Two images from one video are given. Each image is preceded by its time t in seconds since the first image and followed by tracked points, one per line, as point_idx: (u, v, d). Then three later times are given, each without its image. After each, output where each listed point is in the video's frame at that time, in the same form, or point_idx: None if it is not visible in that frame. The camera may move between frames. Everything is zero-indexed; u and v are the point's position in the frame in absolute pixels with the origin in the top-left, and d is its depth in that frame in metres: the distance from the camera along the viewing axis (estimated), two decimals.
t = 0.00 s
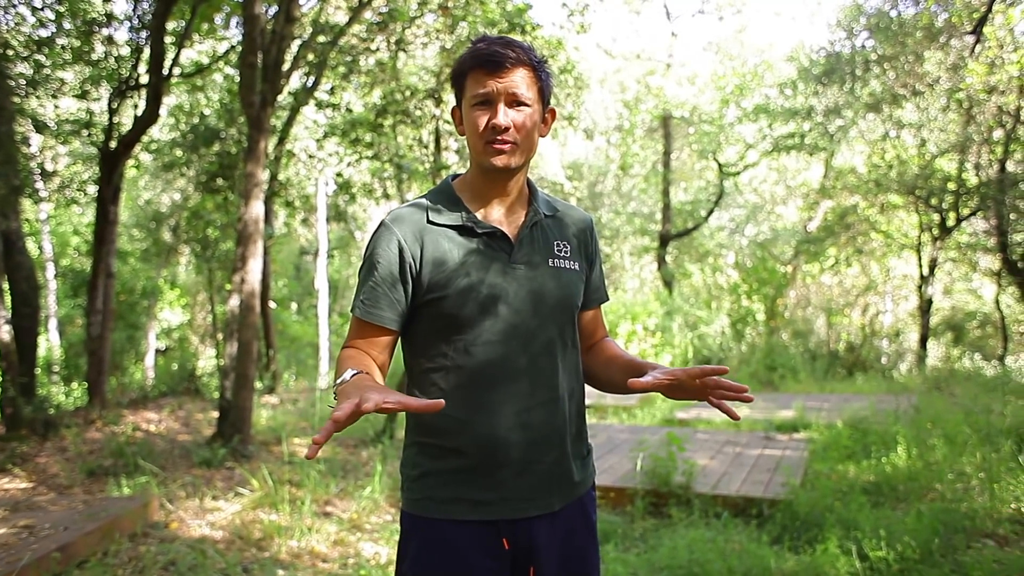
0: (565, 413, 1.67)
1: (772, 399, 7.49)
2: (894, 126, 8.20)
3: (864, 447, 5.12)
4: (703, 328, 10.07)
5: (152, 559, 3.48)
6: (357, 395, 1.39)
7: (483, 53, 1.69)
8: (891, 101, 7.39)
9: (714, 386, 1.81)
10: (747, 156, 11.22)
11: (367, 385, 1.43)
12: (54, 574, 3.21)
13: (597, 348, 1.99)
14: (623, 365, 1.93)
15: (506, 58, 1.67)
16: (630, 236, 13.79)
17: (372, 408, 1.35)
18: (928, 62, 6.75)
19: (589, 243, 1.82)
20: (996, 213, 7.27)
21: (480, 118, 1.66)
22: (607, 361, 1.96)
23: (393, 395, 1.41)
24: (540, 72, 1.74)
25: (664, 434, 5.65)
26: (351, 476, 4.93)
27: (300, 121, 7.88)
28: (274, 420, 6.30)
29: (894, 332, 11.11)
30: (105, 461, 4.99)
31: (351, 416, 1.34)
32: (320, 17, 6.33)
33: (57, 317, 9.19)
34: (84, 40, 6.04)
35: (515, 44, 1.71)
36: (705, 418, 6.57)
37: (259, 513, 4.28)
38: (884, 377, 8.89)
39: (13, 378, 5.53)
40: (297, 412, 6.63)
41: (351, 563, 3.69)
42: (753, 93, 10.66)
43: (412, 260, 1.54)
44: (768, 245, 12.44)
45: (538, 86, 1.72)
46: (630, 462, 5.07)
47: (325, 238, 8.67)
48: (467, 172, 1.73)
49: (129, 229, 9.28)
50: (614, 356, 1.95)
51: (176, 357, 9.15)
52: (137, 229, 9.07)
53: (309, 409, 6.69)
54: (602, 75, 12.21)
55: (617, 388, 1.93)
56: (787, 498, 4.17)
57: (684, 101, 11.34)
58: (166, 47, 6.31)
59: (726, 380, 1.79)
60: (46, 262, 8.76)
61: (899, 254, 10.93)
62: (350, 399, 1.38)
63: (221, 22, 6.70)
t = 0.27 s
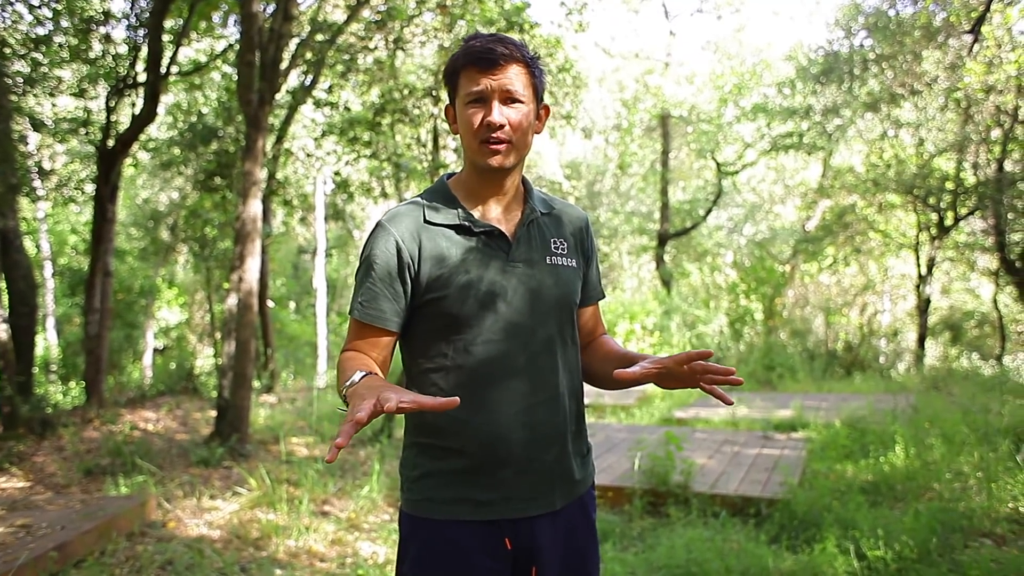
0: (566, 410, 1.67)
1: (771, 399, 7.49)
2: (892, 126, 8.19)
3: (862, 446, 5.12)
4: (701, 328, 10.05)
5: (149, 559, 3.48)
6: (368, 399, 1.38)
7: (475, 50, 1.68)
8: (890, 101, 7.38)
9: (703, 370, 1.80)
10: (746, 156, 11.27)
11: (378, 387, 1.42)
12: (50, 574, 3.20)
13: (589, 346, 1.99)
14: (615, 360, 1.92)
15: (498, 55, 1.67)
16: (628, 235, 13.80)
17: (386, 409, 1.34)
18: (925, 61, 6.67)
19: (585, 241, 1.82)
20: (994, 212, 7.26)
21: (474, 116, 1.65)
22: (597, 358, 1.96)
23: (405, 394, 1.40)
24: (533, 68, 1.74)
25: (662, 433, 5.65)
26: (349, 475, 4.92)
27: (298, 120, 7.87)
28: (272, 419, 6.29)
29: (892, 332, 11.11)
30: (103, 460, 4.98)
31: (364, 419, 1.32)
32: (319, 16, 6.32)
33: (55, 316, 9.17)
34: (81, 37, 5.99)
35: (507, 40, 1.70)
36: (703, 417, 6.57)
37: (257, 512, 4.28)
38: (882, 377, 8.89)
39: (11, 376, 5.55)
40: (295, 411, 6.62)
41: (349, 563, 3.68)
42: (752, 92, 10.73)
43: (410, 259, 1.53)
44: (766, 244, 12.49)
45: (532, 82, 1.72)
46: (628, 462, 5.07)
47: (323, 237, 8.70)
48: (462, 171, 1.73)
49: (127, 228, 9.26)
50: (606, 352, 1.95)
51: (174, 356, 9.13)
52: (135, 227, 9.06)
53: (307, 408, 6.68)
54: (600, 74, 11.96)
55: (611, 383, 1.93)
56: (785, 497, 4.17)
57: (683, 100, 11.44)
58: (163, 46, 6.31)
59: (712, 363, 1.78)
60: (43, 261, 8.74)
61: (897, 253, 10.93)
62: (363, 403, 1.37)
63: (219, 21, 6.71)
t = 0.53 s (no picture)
0: (562, 412, 1.67)
1: (767, 401, 7.49)
2: (889, 129, 8.20)
3: (858, 448, 5.13)
4: (698, 330, 10.05)
5: (144, 559, 3.47)
6: (366, 399, 1.38)
7: (472, 51, 1.68)
8: (887, 104, 7.41)
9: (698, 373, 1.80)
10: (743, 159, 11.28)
11: (373, 387, 1.42)
12: (45, 574, 3.19)
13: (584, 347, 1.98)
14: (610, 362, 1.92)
15: (495, 56, 1.67)
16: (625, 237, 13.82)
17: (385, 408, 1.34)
18: (924, 66, 6.73)
19: (580, 243, 1.82)
20: (991, 216, 7.28)
21: (472, 117, 1.65)
22: (592, 360, 1.95)
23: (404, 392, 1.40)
24: (529, 70, 1.74)
25: (658, 435, 5.65)
26: (345, 476, 4.92)
27: (295, 120, 7.87)
28: (269, 419, 6.28)
29: (888, 335, 11.14)
30: (98, 461, 4.97)
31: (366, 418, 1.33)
32: (317, 16, 6.32)
33: (50, 316, 9.15)
34: (78, 37, 5.98)
35: (503, 41, 1.71)
36: (700, 419, 6.57)
37: (253, 513, 4.27)
38: (878, 379, 8.90)
39: (6, 375, 5.53)
40: (291, 412, 6.61)
41: (344, 564, 3.68)
42: (749, 94, 10.72)
43: (406, 260, 1.53)
44: (763, 246, 12.57)
45: (528, 83, 1.72)
46: (624, 463, 5.07)
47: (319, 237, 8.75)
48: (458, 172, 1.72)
49: (124, 227, 9.24)
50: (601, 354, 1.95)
51: (170, 357, 9.12)
52: (131, 227, 9.04)
53: (303, 408, 6.67)
54: (599, 75, 12.11)
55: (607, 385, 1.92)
56: (781, 500, 4.17)
57: (681, 102, 11.20)
58: (161, 45, 6.29)
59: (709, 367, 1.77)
60: (39, 261, 8.72)
61: (894, 257, 10.96)
62: (361, 403, 1.37)
63: (216, 20, 6.73)
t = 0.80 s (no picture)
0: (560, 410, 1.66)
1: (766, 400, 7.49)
2: (889, 128, 8.19)
3: (858, 448, 5.12)
4: (698, 329, 10.03)
5: (143, 558, 3.47)
6: (423, 364, 1.30)
7: (497, 53, 1.65)
8: (887, 104, 7.42)
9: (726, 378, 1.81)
10: (742, 158, 11.33)
11: (403, 357, 1.32)
12: (43, 573, 3.19)
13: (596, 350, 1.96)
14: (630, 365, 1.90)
15: (518, 64, 1.64)
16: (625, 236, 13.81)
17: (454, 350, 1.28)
18: (923, 65, 6.74)
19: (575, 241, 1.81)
20: (990, 215, 7.28)
21: (493, 124, 1.62)
22: (606, 365, 1.93)
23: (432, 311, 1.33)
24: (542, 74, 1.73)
25: (657, 434, 5.64)
26: (344, 475, 4.92)
27: (295, 119, 7.86)
28: (268, 418, 6.27)
29: (888, 334, 11.14)
30: (97, 459, 4.96)
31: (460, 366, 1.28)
32: (316, 14, 6.32)
33: (50, 314, 9.15)
34: (77, 35, 5.96)
35: (521, 46, 1.68)
36: (699, 419, 6.57)
37: (252, 511, 4.26)
38: (878, 379, 8.90)
39: (5, 373, 5.53)
40: (290, 410, 6.61)
41: (343, 562, 3.67)
42: (749, 93, 10.86)
43: (401, 260, 1.53)
44: (763, 245, 12.58)
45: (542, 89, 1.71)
46: (623, 463, 5.07)
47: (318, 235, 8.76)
48: (458, 172, 1.71)
49: (123, 225, 9.24)
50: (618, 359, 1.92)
51: (169, 355, 9.11)
52: (130, 225, 9.03)
53: (302, 407, 6.67)
54: (598, 73, 12.00)
55: (627, 389, 1.90)
56: (780, 499, 4.17)
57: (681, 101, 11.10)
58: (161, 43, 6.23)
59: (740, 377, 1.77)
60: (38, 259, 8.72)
61: (893, 256, 10.96)
62: (428, 374, 1.29)
63: (216, 18, 6.71)
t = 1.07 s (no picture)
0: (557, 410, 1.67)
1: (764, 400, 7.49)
2: (885, 127, 8.20)
3: (855, 447, 5.13)
4: (696, 329, 9.97)
5: (140, 559, 3.46)
6: (492, 334, 1.34)
7: (501, 55, 1.63)
8: (884, 103, 7.45)
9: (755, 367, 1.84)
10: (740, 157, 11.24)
11: (464, 334, 1.34)
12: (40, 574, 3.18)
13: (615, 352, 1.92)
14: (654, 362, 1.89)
15: (521, 68, 1.64)
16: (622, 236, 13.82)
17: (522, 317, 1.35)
18: (920, 63, 6.74)
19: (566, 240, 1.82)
20: (987, 214, 7.29)
21: (495, 126, 1.61)
22: (627, 363, 1.89)
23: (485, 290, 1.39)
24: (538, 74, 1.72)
25: (655, 434, 5.64)
26: (341, 475, 4.91)
27: (292, 119, 7.85)
28: (265, 419, 6.26)
29: (885, 333, 11.15)
30: (94, 460, 4.96)
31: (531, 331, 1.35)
32: (313, 14, 6.32)
33: (46, 315, 9.13)
34: (73, 35, 5.94)
35: (521, 49, 1.67)
36: (697, 418, 6.57)
37: (249, 512, 4.26)
38: (875, 378, 8.91)
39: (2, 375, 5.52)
40: (287, 411, 6.60)
41: (341, 563, 3.67)
42: (746, 93, 10.75)
43: (399, 258, 1.52)
44: (760, 244, 12.60)
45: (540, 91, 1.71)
46: (621, 462, 5.07)
47: (318, 235, 8.84)
48: (452, 171, 1.70)
49: (120, 226, 9.22)
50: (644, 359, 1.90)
51: (166, 356, 9.10)
52: (127, 226, 9.02)
53: (300, 408, 6.66)
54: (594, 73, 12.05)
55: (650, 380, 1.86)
56: (778, 498, 4.17)
57: (678, 101, 11.19)
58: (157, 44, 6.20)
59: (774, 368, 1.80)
60: (35, 259, 8.70)
61: (890, 255, 10.97)
62: (500, 343, 1.33)
63: (213, 19, 6.69)
